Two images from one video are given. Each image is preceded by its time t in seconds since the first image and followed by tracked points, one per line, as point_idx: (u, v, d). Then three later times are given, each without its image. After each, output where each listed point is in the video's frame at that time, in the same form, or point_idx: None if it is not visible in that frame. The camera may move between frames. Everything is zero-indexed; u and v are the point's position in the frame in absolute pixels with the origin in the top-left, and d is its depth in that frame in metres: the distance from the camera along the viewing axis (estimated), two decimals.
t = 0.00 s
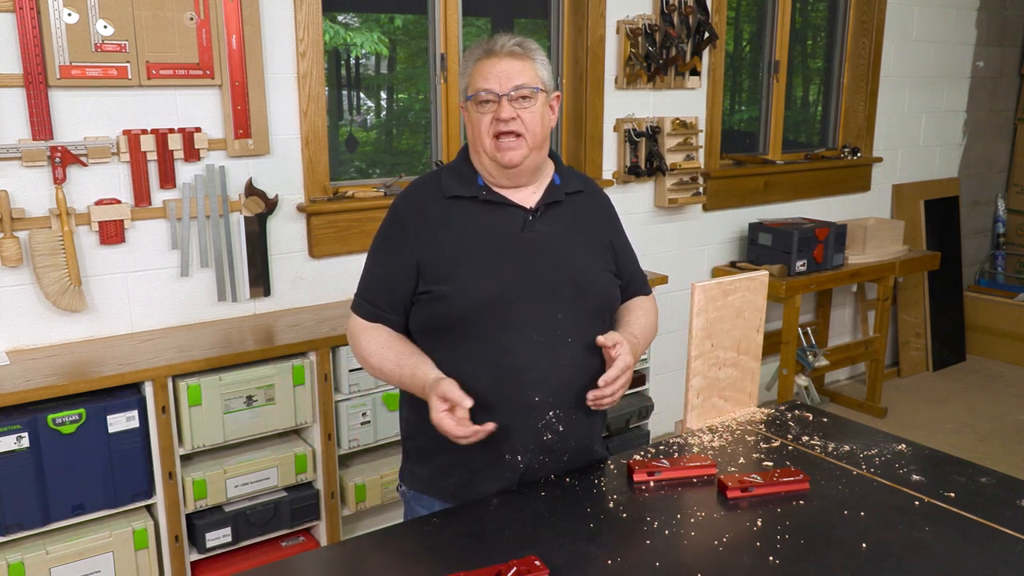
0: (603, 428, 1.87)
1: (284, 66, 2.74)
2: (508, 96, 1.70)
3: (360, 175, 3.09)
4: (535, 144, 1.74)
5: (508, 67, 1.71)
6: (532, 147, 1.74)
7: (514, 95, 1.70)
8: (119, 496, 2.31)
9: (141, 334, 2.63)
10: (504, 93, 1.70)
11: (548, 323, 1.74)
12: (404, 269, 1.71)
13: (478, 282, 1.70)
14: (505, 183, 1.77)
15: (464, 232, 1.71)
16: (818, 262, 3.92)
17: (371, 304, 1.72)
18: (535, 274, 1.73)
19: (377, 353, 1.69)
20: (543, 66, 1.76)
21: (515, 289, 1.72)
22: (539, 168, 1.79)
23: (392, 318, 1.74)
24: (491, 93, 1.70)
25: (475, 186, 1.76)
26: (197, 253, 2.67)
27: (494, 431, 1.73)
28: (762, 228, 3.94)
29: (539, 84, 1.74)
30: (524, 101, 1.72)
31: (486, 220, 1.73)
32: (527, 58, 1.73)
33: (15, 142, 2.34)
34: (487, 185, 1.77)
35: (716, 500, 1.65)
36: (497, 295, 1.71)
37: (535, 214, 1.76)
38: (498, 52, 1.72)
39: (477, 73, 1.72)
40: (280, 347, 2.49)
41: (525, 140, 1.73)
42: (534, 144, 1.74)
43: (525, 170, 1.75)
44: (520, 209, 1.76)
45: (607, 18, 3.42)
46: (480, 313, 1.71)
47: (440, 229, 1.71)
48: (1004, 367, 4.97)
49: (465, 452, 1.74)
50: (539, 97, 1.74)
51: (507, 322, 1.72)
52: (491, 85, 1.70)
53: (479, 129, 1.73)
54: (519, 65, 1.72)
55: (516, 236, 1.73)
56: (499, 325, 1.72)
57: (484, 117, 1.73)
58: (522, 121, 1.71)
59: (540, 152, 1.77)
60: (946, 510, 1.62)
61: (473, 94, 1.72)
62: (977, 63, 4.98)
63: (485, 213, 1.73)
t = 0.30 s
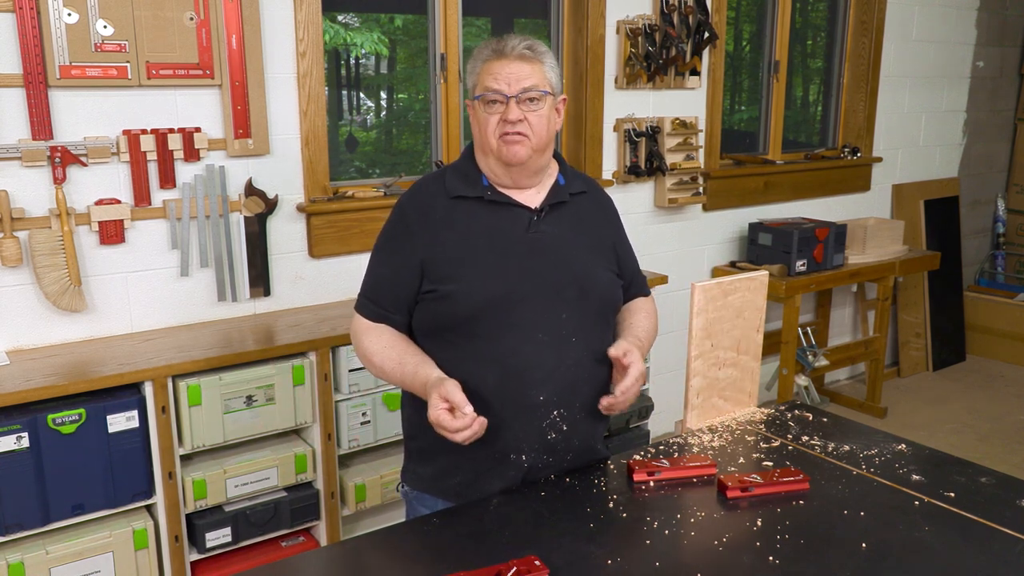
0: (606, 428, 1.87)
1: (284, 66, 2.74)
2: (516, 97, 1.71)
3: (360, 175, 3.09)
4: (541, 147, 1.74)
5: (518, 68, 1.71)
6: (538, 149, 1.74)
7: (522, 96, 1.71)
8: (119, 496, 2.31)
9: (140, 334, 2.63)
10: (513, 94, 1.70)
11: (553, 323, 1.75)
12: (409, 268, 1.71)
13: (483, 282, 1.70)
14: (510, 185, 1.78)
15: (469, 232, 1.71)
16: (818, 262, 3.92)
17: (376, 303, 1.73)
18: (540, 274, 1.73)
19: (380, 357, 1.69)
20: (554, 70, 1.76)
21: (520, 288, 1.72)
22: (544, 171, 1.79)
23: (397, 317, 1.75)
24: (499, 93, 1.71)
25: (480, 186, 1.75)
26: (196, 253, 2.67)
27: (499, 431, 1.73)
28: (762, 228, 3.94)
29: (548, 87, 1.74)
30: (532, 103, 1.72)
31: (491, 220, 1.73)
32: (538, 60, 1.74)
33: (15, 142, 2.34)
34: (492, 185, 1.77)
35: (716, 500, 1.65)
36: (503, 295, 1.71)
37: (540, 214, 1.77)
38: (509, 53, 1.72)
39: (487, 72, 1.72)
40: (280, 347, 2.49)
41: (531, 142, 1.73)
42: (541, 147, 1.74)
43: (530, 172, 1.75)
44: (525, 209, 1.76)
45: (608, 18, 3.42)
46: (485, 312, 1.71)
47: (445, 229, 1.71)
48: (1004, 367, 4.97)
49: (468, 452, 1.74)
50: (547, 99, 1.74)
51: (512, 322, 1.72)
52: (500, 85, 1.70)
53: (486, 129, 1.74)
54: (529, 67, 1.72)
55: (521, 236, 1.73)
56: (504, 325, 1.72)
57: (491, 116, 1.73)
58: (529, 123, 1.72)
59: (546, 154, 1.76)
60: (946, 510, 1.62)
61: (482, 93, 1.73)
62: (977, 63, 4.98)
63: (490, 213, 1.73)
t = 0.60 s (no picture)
0: (605, 425, 1.88)
1: (284, 66, 2.74)
2: (519, 96, 1.72)
3: (360, 175, 3.09)
4: (540, 147, 1.75)
5: (523, 69, 1.73)
6: (537, 149, 1.75)
7: (525, 95, 1.73)
8: (119, 496, 2.31)
9: (140, 334, 2.63)
10: (516, 92, 1.72)
11: (554, 318, 1.75)
12: (411, 261, 1.68)
13: (484, 277, 1.70)
14: (508, 183, 1.78)
15: (470, 228, 1.72)
16: (818, 262, 3.92)
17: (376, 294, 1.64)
18: (540, 270, 1.74)
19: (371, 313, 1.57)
20: (558, 74, 1.78)
21: (522, 284, 1.72)
22: (542, 172, 1.80)
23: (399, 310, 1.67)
24: (502, 90, 1.73)
25: (481, 182, 1.76)
26: (196, 253, 2.67)
27: (497, 427, 1.73)
28: (762, 228, 3.94)
29: (551, 89, 1.76)
30: (533, 103, 1.74)
31: (492, 216, 1.73)
32: (543, 63, 1.76)
33: (15, 142, 2.34)
34: (491, 182, 1.77)
35: (716, 500, 1.65)
36: (503, 290, 1.71)
37: (540, 211, 1.78)
38: (515, 53, 1.75)
39: (493, 70, 1.74)
40: (280, 347, 2.49)
41: (531, 141, 1.73)
42: (540, 147, 1.75)
43: (528, 171, 1.75)
44: (526, 205, 1.76)
45: (607, 18, 3.42)
46: (486, 307, 1.70)
47: (446, 224, 1.71)
48: (1004, 367, 4.97)
49: (467, 448, 1.74)
50: (549, 102, 1.76)
51: (513, 317, 1.72)
52: (503, 83, 1.72)
53: (487, 125, 1.74)
54: (534, 68, 1.74)
55: (522, 232, 1.74)
56: (505, 320, 1.71)
57: (492, 113, 1.74)
58: (530, 123, 1.73)
59: (544, 155, 1.77)
60: (946, 510, 1.62)
61: (485, 90, 1.74)
62: (977, 63, 4.98)
63: (491, 209, 1.74)
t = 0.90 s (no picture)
0: (605, 425, 1.88)
1: (284, 66, 2.74)
2: (517, 105, 1.70)
3: (360, 175, 3.09)
4: (539, 155, 1.74)
5: (522, 77, 1.71)
6: (535, 158, 1.73)
7: (522, 105, 1.70)
8: (119, 496, 2.31)
9: (140, 333, 2.63)
10: (513, 102, 1.70)
11: (558, 318, 1.75)
12: (417, 258, 1.69)
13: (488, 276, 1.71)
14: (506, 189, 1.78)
15: (476, 226, 1.72)
16: (818, 262, 3.92)
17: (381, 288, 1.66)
18: (544, 270, 1.74)
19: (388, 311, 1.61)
20: (560, 79, 1.75)
21: (526, 283, 1.73)
22: (542, 178, 1.79)
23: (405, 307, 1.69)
24: (500, 99, 1.71)
25: (486, 181, 1.76)
26: (196, 253, 2.67)
27: (499, 426, 1.73)
28: (762, 228, 3.94)
29: (551, 97, 1.73)
30: (532, 112, 1.72)
31: (498, 215, 1.74)
32: (544, 69, 1.73)
33: (15, 142, 2.34)
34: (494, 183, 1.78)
35: (716, 500, 1.65)
36: (507, 289, 1.71)
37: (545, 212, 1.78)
38: (516, 59, 1.72)
39: (492, 77, 1.72)
40: (280, 347, 2.49)
41: (528, 151, 1.72)
42: (537, 156, 1.73)
43: (525, 178, 1.75)
44: (531, 207, 1.77)
45: (608, 18, 3.42)
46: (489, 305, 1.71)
47: (452, 222, 1.71)
48: (1004, 367, 4.97)
49: (470, 447, 1.74)
50: (549, 109, 1.73)
51: (516, 316, 1.72)
52: (502, 92, 1.70)
53: (486, 133, 1.74)
54: (534, 76, 1.71)
55: (527, 232, 1.75)
56: (508, 319, 1.72)
57: (492, 121, 1.73)
58: (527, 132, 1.71)
59: (543, 163, 1.76)
60: (946, 510, 1.62)
61: (485, 98, 1.73)
62: (977, 63, 4.98)
63: (496, 208, 1.74)
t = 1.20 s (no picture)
0: (606, 426, 1.88)
1: (284, 66, 2.74)
2: (525, 104, 1.69)
3: (360, 175, 3.09)
4: (547, 154, 1.73)
5: (530, 76, 1.70)
6: (543, 157, 1.73)
7: (531, 104, 1.70)
8: (119, 496, 2.31)
9: (140, 333, 2.63)
10: (522, 101, 1.69)
11: (560, 321, 1.75)
12: (417, 263, 1.70)
13: (490, 278, 1.71)
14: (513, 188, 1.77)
15: (478, 229, 1.72)
16: (818, 262, 3.92)
17: (379, 293, 1.69)
18: (546, 272, 1.74)
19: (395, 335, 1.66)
20: (567, 79, 1.75)
21: (528, 285, 1.73)
22: (549, 176, 1.79)
23: (403, 310, 1.72)
24: (509, 99, 1.69)
25: (489, 184, 1.75)
26: (196, 253, 2.67)
27: (501, 427, 1.73)
28: (762, 228, 3.94)
29: (559, 96, 1.73)
30: (540, 111, 1.71)
31: (500, 218, 1.74)
32: (551, 68, 1.72)
33: (15, 142, 2.34)
34: (498, 184, 1.77)
35: (715, 500, 1.65)
36: (509, 291, 1.71)
37: (547, 215, 1.78)
38: (523, 58, 1.71)
39: (500, 77, 1.71)
40: (280, 347, 2.49)
41: (537, 151, 1.71)
42: (547, 155, 1.73)
43: (533, 178, 1.74)
44: (533, 209, 1.77)
45: (607, 18, 3.42)
46: (490, 306, 1.71)
47: (454, 225, 1.71)
48: (1004, 367, 4.97)
49: (472, 447, 1.74)
50: (557, 108, 1.73)
51: (518, 319, 1.72)
52: (510, 91, 1.69)
53: (494, 133, 1.72)
54: (542, 75, 1.71)
55: (529, 235, 1.74)
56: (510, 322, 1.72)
57: (499, 120, 1.72)
58: (537, 131, 1.70)
59: (550, 162, 1.75)
60: (946, 510, 1.62)
61: (493, 97, 1.71)
62: (977, 63, 4.98)
63: (499, 211, 1.74)
